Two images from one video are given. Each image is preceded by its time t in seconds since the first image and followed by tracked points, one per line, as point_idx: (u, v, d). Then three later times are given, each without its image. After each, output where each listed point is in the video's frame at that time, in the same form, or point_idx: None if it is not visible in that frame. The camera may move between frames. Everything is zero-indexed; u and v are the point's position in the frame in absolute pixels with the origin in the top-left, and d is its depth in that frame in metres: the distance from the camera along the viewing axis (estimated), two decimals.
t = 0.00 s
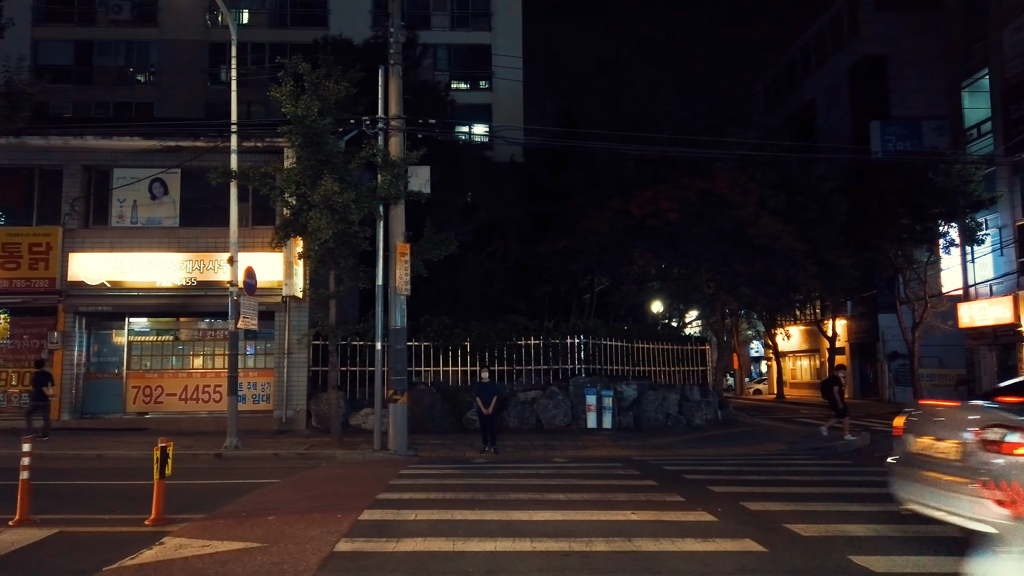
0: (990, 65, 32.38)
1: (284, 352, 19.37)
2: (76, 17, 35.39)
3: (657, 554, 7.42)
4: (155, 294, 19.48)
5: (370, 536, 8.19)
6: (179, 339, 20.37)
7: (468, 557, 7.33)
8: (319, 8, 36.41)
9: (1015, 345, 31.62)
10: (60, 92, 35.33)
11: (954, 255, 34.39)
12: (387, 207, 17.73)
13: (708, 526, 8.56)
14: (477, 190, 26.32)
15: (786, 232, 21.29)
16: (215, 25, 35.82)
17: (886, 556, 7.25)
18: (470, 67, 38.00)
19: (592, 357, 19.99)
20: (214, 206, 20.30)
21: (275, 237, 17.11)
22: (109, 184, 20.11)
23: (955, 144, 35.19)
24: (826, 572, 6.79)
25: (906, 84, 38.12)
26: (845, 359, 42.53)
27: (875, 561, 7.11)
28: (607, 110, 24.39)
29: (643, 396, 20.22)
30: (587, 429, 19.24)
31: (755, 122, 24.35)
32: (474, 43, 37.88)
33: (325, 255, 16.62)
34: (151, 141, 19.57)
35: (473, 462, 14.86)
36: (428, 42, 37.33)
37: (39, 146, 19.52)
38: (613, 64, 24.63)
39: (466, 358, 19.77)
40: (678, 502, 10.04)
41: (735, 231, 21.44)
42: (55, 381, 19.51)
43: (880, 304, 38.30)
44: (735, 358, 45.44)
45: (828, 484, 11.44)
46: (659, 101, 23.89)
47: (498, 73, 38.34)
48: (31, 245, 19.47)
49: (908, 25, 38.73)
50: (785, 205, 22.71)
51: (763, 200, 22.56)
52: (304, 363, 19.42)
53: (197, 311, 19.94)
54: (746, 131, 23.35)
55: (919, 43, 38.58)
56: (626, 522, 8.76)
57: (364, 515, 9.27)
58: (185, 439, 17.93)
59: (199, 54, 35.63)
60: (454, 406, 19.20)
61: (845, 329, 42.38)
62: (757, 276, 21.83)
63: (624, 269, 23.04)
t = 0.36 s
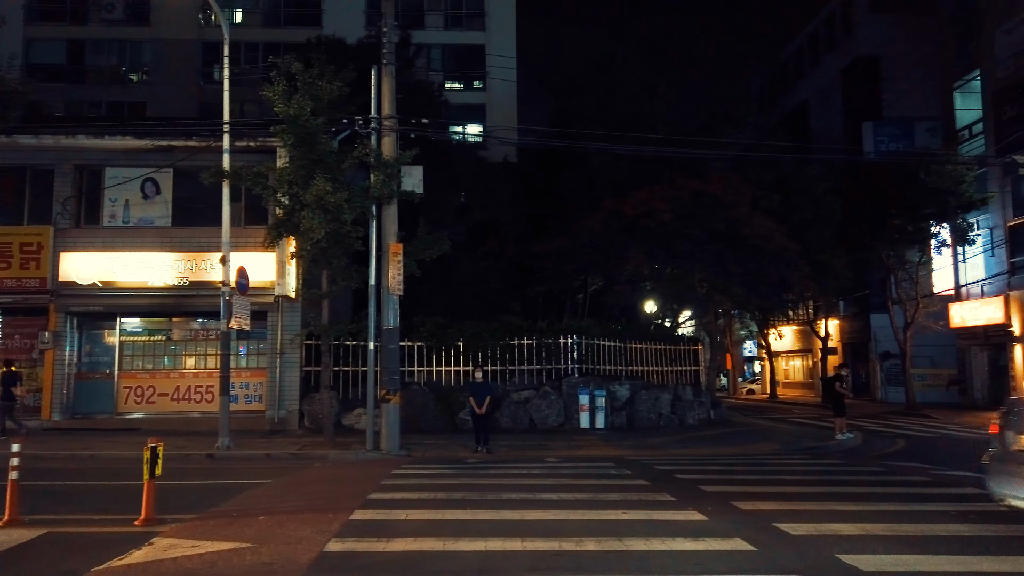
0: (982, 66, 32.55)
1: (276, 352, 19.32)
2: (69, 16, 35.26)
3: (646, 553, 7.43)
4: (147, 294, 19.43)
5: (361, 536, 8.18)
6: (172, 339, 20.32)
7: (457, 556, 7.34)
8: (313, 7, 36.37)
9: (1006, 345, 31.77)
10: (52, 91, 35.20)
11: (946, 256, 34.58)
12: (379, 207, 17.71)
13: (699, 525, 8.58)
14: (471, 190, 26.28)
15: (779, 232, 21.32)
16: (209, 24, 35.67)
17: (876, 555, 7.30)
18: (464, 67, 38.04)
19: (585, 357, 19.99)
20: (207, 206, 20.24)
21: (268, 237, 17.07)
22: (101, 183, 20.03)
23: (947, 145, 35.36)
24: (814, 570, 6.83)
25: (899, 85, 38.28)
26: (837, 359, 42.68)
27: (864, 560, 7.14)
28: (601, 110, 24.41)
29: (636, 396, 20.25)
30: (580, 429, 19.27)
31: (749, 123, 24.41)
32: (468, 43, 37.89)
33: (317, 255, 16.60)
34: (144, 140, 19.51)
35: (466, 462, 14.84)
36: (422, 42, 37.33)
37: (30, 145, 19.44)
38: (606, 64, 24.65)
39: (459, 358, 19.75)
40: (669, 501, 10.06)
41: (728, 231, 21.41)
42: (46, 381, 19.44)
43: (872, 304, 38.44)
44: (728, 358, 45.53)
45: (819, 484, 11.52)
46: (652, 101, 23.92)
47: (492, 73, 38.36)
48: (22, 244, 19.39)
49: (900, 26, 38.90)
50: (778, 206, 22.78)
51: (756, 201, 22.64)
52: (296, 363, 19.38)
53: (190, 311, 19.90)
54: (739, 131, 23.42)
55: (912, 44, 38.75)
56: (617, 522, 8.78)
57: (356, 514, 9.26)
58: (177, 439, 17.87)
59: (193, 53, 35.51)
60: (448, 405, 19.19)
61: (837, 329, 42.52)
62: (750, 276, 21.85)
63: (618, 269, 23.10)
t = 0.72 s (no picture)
0: (963, 69, 32.91)
1: (260, 352, 19.23)
2: (50, 12, 34.86)
3: (629, 553, 7.45)
4: (128, 293, 19.28)
5: (344, 537, 8.14)
6: (153, 339, 20.13)
7: (437, 557, 7.33)
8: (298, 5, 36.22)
9: (986, 345, 32.15)
10: (33, 88, 34.80)
11: (927, 257, 34.96)
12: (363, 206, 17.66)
13: (680, 524, 8.64)
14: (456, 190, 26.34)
15: (763, 233, 21.44)
16: (192, 22, 35.36)
17: (856, 552, 7.40)
18: (449, 67, 38.00)
19: (569, 356, 20.03)
20: (189, 205, 20.08)
21: (251, 236, 16.97)
22: (81, 182, 19.82)
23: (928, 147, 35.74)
24: (794, 568, 6.89)
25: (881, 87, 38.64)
26: (820, 359, 43.04)
27: (844, 558, 7.20)
28: (585, 110, 24.46)
29: (620, 395, 20.32)
30: (564, 429, 19.33)
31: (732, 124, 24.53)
32: (453, 43, 37.84)
33: (301, 255, 16.53)
34: (125, 138, 19.34)
35: (451, 462, 14.80)
36: (407, 42, 37.25)
37: (10, 143, 19.22)
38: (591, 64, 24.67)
39: (443, 358, 19.68)
40: (652, 501, 10.08)
41: (714, 232, 21.35)
42: (26, 381, 19.21)
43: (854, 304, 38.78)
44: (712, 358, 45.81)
45: (802, 483, 11.62)
46: (637, 102, 24.00)
47: (477, 73, 38.33)
48: (1, 243, 19.14)
49: (883, 29, 39.26)
50: (761, 206, 22.93)
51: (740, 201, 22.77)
52: (280, 363, 19.29)
53: (171, 311, 19.79)
54: (722, 132, 23.54)
55: (893, 47, 39.13)
56: (599, 521, 8.81)
57: (339, 515, 9.24)
58: (158, 440, 17.73)
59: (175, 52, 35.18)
60: (432, 405, 19.23)
61: (819, 329, 42.86)
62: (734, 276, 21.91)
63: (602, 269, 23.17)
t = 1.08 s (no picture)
0: (942, 72, 33.31)
1: (242, 351, 19.11)
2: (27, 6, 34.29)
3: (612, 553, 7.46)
4: (108, 292, 19.08)
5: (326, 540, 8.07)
6: (134, 338, 19.96)
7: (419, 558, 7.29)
8: (281, 3, 36.02)
9: (964, 345, 32.56)
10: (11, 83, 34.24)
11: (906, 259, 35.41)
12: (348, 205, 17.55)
13: (664, 524, 8.67)
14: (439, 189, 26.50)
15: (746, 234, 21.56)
16: (173, 19, 35.95)
17: (837, 551, 7.44)
18: (434, 66, 37.96)
19: (553, 356, 20.06)
20: (170, 203, 19.91)
21: (233, 235, 16.88)
22: (60, 178, 19.58)
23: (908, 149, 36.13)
24: (776, 567, 6.94)
25: (862, 90, 39.02)
26: (801, 359, 43.41)
27: (825, 557, 7.26)
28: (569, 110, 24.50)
29: (604, 395, 20.38)
30: (547, 429, 19.38)
31: (715, 125, 24.66)
32: (438, 42, 37.77)
33: (284, 254, 16.44)
34: (106, 135, 19.23)
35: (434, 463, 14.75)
36: (391, 40, 37.13)
37: None
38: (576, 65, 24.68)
39: (428, 358, 19.57)
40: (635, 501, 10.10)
41: (697, 233, 21.26)
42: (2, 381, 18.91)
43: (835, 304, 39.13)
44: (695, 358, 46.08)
45: (782, 482, 11.73)
46: (621, 102, 24.08)
47: (462, 72, 38.30)
48: None
49: (864, 32, 39.64)
50: (744, 207, 23.08)
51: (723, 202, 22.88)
52: (262, 363, 19.08)
53: (152, 310, 19.73)
54: (706, 133, 23.65)
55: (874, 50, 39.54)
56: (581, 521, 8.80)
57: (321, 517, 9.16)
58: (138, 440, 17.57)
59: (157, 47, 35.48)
60: (416, 405, 19.17)
61: (801, 329, 43.21)
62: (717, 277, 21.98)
63: (586, 269, 23.22)
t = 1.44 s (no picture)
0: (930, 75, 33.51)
1: (232, 350, 19.00)
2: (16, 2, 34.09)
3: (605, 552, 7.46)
4: (96, 290, 18.93)
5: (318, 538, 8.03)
6: (122, 338, 19.81)
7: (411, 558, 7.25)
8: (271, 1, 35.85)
9: (951, 346, 32.80)
10: None
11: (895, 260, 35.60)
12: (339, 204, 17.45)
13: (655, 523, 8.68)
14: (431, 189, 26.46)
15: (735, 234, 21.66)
16: (163, 15, 35.03)
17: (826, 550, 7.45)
18: (425, 65, 37.87)
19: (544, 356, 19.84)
20: (159, 201, 19.76)
21: (223, 233, 16.82)
22: (48, 176, 19.43)
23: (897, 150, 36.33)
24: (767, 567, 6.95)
25: (851, 92, 39.20)
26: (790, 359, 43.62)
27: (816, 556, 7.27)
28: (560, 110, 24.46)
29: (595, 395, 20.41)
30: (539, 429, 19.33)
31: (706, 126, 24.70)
32: (429, 41, 37.67)
33: (274, 252, 16.40)
34: (94, 133, 18.99)
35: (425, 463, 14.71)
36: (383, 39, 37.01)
37: None
38: (567, 64, 24.66)
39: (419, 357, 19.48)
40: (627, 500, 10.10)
41: (686, 232, 21.40)
42: None
43: (824, 305, 39.35)
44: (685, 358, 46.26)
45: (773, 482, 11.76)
46: (612, 102, 24.11)
47: (453, 72, 38.23)
48: None
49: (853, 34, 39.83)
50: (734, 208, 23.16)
51: (713, 203, 22.98)
52: (252, 362, 19.00)
53: (141, 308, 19.49)
54: (696, 133, 23.69)
55: (864, 52, 39.74)
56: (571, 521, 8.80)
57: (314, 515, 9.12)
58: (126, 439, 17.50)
59: (146, 45, 34.77)
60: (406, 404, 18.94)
61: (791, 329, 43.41)
62: (708, 277, 22.01)
63: (577, 269, 23.23)
